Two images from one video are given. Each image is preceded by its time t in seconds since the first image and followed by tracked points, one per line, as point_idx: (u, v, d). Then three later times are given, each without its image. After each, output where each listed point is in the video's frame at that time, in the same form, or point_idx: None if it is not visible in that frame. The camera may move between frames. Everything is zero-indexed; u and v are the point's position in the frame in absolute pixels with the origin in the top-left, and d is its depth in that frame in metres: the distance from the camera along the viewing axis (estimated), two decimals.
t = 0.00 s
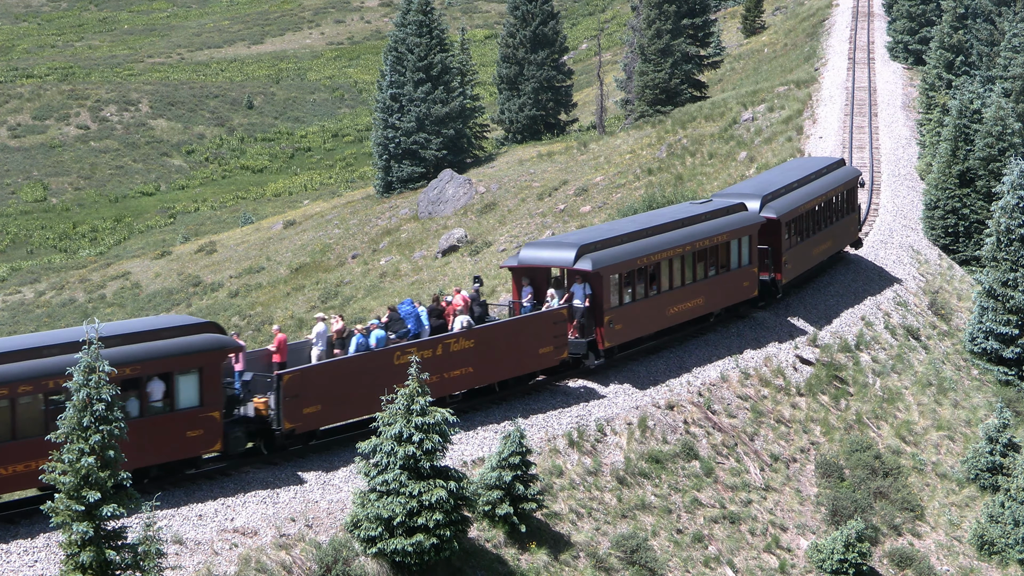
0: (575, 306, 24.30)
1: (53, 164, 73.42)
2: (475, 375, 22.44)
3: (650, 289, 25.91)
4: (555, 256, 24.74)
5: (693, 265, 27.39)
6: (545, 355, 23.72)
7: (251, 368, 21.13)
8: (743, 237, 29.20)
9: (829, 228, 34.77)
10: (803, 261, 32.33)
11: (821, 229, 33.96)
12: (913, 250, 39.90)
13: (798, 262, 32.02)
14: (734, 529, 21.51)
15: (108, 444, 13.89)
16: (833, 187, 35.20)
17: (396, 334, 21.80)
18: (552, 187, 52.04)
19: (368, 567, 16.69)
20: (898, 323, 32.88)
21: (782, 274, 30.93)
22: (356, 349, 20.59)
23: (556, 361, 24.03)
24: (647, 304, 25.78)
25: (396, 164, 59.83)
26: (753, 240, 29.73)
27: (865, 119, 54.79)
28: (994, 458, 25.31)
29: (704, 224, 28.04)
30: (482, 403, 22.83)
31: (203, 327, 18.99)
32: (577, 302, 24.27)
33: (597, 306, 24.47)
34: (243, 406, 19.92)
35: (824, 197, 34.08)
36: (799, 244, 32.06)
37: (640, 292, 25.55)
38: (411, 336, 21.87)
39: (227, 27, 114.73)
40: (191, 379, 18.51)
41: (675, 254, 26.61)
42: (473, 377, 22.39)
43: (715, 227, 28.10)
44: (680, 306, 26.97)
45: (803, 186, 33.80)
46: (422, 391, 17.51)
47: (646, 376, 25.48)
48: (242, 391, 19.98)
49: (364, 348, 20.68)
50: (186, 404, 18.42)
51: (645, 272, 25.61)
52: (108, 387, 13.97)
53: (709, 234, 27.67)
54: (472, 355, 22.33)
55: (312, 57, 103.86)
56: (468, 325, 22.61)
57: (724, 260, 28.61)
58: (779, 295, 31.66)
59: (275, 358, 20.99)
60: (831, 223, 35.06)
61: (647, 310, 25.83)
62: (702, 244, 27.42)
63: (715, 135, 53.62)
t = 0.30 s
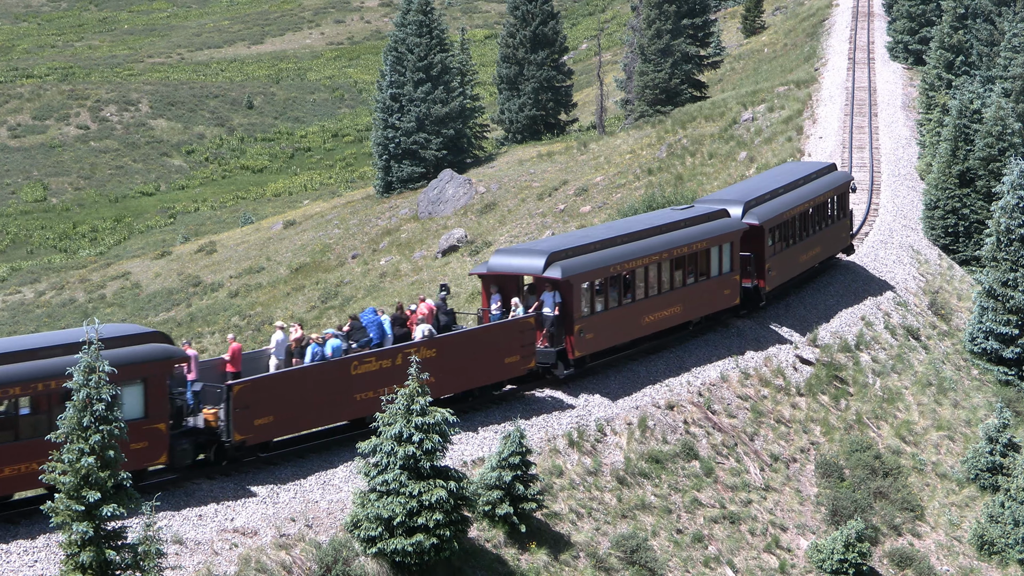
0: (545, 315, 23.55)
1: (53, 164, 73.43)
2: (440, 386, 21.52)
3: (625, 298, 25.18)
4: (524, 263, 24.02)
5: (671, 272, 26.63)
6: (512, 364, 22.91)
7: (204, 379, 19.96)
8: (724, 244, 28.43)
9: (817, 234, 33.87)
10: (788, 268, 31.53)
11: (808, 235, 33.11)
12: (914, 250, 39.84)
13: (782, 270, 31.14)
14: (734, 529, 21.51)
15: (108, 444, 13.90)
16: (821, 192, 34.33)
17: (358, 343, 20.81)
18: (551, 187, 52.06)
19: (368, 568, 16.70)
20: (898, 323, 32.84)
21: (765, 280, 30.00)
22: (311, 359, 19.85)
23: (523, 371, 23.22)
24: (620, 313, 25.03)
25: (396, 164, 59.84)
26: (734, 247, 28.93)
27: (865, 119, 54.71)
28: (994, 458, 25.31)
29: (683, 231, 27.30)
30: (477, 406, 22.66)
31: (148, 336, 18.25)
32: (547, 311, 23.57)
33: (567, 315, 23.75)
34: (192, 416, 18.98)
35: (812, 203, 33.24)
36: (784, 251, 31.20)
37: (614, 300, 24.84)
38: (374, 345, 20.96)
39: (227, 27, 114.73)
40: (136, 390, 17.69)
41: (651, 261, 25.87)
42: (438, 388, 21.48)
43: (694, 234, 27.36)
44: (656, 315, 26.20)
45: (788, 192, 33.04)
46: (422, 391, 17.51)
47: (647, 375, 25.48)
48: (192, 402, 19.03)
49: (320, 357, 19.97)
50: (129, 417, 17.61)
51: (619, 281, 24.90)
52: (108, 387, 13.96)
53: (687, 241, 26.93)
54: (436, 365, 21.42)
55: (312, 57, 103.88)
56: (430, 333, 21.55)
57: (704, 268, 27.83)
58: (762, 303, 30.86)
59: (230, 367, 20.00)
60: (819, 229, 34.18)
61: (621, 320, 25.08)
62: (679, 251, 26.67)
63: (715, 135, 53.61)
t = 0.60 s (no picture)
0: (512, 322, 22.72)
1: (53, 164, 73.43)
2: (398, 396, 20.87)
3: (596, 307, 24.40)
4: (491, 271, 23.30)
5: (646, 280, 25.85)
6: (474, 375, 22.18)
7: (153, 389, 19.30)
8: (703, 251, 27.65)
9: (804, 241, 33.02)
10: (772, 275, 30.65)
11: (794, 241, 32.28)
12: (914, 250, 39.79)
13: (766, 277, 30.32)
14: (734, 529, 21.51)
15: (108, 444, 13.91)
16: (810, 198, 33.41)
17: (317, 352, 20.44)
18: (551, 187, 52.08)
19: (368, 568, 16.71)
20: (898, 323, 32.81)
21: (747, 288, 29.23)
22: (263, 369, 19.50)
23: (488, 381, 22.51)
24: (592, 322, 24.27)
25: (396, 164, 59.84)
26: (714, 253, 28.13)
27: (865, 119, 54.63)
28: (994, 458, 25.31)
29: (660, 237, 26.53)
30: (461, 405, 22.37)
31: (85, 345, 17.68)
32: (514, 319, 22.70)
33: (535, 324, 22.96)
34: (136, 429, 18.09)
35: (798, 209, 32.40)
36: (768, 259, 30.40)
37: (584, 309, 24.07)
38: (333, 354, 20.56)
39: (227, 27, 114.72)
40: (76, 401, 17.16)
41: (626, 268, 25.10)
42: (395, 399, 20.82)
43: (672, 240, 26.60)
44: (630, 323, 25.44)
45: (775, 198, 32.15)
46: (422, 391, 17.51)
47: (647, 376, 25.49)
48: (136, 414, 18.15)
49: (272, 367, 19.59)
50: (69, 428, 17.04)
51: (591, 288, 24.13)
52: (108, 387, 13.96)
53: (663, 248, 26.15)
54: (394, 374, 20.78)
55: (312, 57, 103.88)
56: (390, 342, 20.94)
57: (682, 274, 27.05)
58: (744, 311, 30.04)
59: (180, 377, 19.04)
60: (807, 236, 33.28)
61: (592, 329, 24.33)
62: (655, 258, 25.91)
63: (715, 135, 53.62)
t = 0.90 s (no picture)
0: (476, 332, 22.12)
1: (53, 164, 73.43)
2: (355, 407, 20.28)
3: (564, 316, 23.82)
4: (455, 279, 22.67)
5: (619, 287, 25.26)
6: (436, 385, 21.58)
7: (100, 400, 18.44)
8: (679, 258, 27.05)
9: (791, 247, 32.36)
10: (755, 282, 30.03)
11: (779, 248, 31.64)
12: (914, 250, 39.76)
13: (749, 284, 29.73)
14: (734, 529, 21.51)
15: (108, 443, 13.92)
16: (797, 203, 32.66)
17: (273, 362, 19.93)
18: (551, 187, 52.11)
19: (368, 568, 16.71)
20: (898, 323, 32.79)
21: (727, 295, 28.67)
22: (214, 380, 18.76)
23: (450, 391, 21.91)
24: (560, 330, 23.71)
25: (396, 164, 59.81)
26: (692, 260, 27.54)
27: (865, 119, 54.57)
28: (994, 458, 25.32)
29: (634, 244, 25.93)
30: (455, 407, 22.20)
31: (6, 357, 16.49)
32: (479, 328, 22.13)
33: (500, 332, 22.38)
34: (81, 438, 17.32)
35: (784, 215, 31.72)
36: (750, 265, 29.79)
37: (552, 317, 23.50)
38: (290, 364, 20.03)
39: (227, 27, 114.70)
40: (13, 413, 16.31)
41: (597, 276, 24.51)
42: (352, 410, 20.23)
43: (646, 247, 26.01)
44: (601, 332, 24.86)
45: (760, 204, 31.42)
46: (422, 390, 17.52)
47: (647, 376, 25.53)
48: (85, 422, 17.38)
49: (223, 378, 18.85)
50: (4, 440, 16.25)
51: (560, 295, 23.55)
52: (109, 386, 13.95)
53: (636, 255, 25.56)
54: (351, 384, 20.19)
55: (312, 57, 103.89)
56: (346, 352, 20.48)
57: (658, 281, 26.46)
58: (724, 317, 29.55)
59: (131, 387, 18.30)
60: (793, 242, 32.60)
61: (561, 337, 23.77)
62: (628, 265, 25.33)
63: (715, 135, 53.64)
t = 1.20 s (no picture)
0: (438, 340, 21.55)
1: (53, 164, 73.44)
2: (310, 418, 19.72)
3: (531, 324, 23.18)
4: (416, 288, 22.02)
5: (590, 295, 24.63)
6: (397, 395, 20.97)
7: (41, 411, 17.26)
8: (654, 266, 26.41)
9: (775, 254, 31.53)
10: (735, 290, 29.20)
11: (762, 255, 30.82)
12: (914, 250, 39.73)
13: (729, 291, 28.94)
14: (734, 529, 21.51)
15: (108, 443, 13.93)
16: (782, 209, 31.81)
17: (227, 371, 19.34)
18: (551, 187, 52.12)
19: (368, 568, 16.70)
20: (898, 323, 32.75)
21: (706, 303, 27.85)
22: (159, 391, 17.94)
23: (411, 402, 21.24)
24: (527, 338, 23.09)
25: (396, 164, 59.78)
26: (667, 267, 26.85)
27: (865, 119, 54.52)
28: (994, 458, 25.31)
29: (606, 251, 25.27)
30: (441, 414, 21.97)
31: None
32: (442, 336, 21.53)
33: (462, 342, 21.73)
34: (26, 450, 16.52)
35: (767, 221, 30.87)
36: (731, 272, 28.98)
37: (517, 326, 22.85)
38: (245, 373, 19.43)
39: (227, 27, 114.70)
40: None
41: (566, 283, 23.87)
42: (307, 420, 19.67)
43: (619, 254, 25.36)
44: (571, 340, 24.23)
45: (743, 211, 30.59)
46: (422, 391, 17.52)
47: (646, 376, 25.55)
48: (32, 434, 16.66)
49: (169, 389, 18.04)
50: None
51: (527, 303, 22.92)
52: (108, 386, 13.93)
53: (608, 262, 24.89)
54: (306, 394, 19.62)
55: (312, 57, 103.90)
56: (301, 362, 19.76)
57: (632, 289, 25.82)
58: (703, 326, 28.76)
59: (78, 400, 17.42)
60: (777, 249, 31.76)
61: (528, 346, 23.16)
62: (599, 272, 24.68)
63: (715, 135, 53.65)
